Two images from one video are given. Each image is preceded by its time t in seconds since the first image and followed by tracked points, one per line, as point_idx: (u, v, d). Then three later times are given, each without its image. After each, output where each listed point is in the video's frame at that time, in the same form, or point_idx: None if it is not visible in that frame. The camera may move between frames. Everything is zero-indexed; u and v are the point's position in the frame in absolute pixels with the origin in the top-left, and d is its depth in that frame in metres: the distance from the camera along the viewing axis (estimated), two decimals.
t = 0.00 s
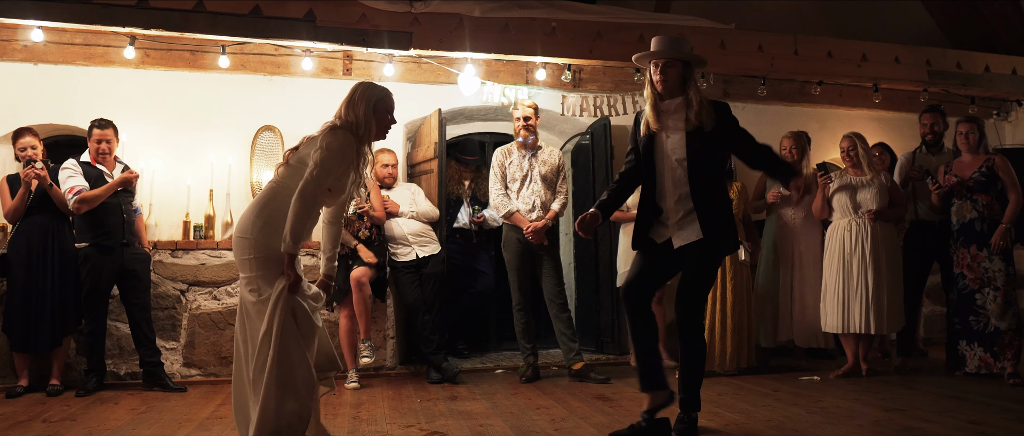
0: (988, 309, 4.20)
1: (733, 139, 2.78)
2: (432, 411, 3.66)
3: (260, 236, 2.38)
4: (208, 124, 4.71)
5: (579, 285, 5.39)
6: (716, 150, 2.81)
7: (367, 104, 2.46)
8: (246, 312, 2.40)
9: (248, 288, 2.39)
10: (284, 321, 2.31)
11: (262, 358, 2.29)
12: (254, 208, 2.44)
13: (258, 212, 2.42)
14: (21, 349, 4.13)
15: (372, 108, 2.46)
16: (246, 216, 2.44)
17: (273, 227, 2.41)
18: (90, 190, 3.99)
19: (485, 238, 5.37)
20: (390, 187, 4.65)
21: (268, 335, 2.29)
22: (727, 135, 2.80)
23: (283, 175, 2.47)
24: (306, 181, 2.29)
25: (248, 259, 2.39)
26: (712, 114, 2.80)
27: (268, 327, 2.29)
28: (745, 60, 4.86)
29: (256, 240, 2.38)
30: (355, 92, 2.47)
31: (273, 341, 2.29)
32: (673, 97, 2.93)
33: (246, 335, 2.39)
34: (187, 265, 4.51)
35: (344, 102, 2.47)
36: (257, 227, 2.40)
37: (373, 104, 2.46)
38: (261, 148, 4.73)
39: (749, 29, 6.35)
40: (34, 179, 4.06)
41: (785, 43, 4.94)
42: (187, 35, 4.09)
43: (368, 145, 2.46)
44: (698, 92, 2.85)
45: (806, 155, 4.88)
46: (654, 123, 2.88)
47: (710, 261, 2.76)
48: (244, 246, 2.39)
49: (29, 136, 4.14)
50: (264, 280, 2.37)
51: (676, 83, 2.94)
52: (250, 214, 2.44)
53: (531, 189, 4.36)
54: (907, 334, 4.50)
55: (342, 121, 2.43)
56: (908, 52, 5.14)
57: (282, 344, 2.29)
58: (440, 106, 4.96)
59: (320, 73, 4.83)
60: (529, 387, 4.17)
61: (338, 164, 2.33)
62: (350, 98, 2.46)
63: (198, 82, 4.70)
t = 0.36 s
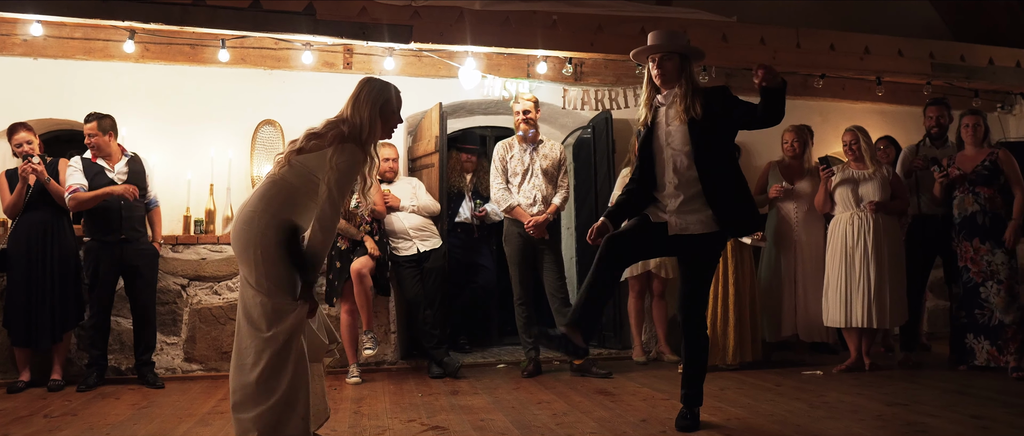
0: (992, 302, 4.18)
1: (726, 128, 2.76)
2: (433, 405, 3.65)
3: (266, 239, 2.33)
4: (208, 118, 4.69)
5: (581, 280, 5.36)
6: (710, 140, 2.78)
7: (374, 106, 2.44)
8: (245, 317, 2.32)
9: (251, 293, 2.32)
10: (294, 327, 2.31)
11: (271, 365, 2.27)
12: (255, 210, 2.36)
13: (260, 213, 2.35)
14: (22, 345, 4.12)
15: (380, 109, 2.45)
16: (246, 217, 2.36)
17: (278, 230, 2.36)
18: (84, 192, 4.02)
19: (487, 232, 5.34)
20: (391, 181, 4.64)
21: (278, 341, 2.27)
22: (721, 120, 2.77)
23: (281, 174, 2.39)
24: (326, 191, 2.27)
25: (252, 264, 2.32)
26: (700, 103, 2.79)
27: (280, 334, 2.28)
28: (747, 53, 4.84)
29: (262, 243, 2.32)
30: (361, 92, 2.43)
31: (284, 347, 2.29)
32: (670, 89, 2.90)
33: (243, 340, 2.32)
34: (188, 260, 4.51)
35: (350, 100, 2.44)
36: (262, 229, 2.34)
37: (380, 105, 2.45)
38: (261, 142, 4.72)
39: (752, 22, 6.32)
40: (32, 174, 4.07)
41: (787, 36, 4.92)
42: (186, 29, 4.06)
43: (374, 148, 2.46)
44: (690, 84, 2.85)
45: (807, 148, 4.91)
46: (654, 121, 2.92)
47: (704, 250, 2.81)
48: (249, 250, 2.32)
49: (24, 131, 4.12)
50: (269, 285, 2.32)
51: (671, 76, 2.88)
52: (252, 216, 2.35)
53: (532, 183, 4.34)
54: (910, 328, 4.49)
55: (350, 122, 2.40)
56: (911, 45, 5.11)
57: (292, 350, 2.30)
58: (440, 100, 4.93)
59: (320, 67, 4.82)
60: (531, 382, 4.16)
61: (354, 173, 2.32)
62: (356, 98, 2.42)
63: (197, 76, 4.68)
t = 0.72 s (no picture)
0: (996, 300, 4.17)
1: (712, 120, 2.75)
2: (436, 404, 3.64)
3: (265, 236, 2.32)
4: (208, 116, 4.68)
5: (583, 279, 5.35)
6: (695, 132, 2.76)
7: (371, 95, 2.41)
8: (245, 316, 2.30)
9: (250, 291, 2.29)
10: (297, 326, 2.29)
11: (274, 365, 2.25)
12: (255, 206, 2.35)
13: (259, 209, 2.34)
14: (23, 343, 4.11)
15: (377, 98, 2.41)
16: (245, 213, 2.35)
17: (277, 225, 2.35)
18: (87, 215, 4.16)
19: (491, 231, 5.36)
20: (392, 180, 4.61)
21: (280, 341, 2.25)
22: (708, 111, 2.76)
23: (280, 170, 2.39)
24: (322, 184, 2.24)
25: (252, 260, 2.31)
26: (688, 95, 2.77)
27: (281, 334, 2.25)
28: (750, 50, 4.82)
29: (261, 239, 2.31)
30: (357, 82, 2.40)
31: (286, 346, 2.27)
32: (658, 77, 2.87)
33: (245, 341, 2.29)
34: (189, 259, 4.49)
35: (347, 90, 2.41)
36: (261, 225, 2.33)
37: (377, 94, 2.41)
38: (263, 140, 4.72)
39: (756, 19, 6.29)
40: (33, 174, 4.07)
41: (791, 33, 4.89)
42: (187, 27, 4.06)
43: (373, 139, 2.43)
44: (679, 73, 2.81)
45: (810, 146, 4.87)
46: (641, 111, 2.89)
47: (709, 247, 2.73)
48: (248, 247, 2.31)
49: (23, 130, 4.11)
50: (269, 282, 2.30)
51: (658, 66, 2.85)
52: (251, 213, 2.34)
53: (534, 181, 4.33)
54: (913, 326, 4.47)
55: (346, 113, 2.37)
56: (915, 42, 5.09)
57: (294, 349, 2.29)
58: (443, 98, 4.93)
59: (322, 65, 4.80)
60: (533, 381, 4.15)
61: (351, 164, 2.29)
62: (352, 88, 2.39)
63: (199, 74, 4.67)
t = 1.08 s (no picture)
0: (1000, 299, 4.14)
1: (677, 142, 2.64)
2: (438, 405, 3.63)
3: (259, 229, 2.30)
4: (209, 117, 4.67)
5: (585, 280, 5.34)
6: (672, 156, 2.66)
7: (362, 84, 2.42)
8: (245, 311, 2.28)
9: (248, 285, 2.28)
10: (298, 318, 2.28)
11: (277, 360, 2.24)
12: (247, 199, 2.33)
13: (252, 202, 2.32)
14: (25, 345, 4.10)
15: (369, 86, 2.42)
16: (237, 207, 2.33)
17: (271, 217, 2.34)
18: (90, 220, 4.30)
19: (492, 232, 5.29)
20: (394, 180, 4.61)
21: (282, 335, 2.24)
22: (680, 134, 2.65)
23: (273, 163, 2.39)
24: (315, 171, 2.23)
25: (247, 253, 2.29)
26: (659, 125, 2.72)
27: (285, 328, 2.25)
28: (753, 50, 4.80)
29: (256, 232, 2.30)
30: (349, 72, 2.42)
31: (290, 340, 2.26)
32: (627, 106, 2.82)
33: (248, 337, 2.28)
34: (190, 260, 4.48)
35: (338, 81, 2.42)
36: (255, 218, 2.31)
37: (368, 82, 2.42)
38: (264, 141, 4.71)
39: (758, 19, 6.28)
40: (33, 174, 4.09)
41: (794, 32, 4.88)
42: (188, 28, 4.04)
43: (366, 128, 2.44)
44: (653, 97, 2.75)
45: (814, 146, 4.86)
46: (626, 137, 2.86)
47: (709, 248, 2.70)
48: (242, 240, 2.29)
49: (24, 131, 4.11)
50: (267, 276, 2.29)
51: (628, 93, 2.78)
52: (243, 206, 2.32)
53: (537, 182, 4.31)
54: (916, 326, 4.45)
55: (338, 102, 2.38)
56: (918, 41, 5.07)
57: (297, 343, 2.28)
58: (445, 99, 4.92)
59: (323, 66, 4.78)
60: (535, 382, 4.14)
61: (343, 151, 2.29)
62: (343, 79, 2.40)
63: (200, 74, 4.65)
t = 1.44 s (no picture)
0: (1001, 300, 4.12)
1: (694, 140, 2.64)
2: (439, 406, 3.61)
3: (260, 226, 2.29)
4: (210, 117, 4.65)
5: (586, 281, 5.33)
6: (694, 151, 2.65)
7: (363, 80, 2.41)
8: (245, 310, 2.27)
9: (249, 283, 2.26)
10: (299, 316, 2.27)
11: (277, 359, 2.23)
12: (247, 196, 2.31)
13: (252, 199, 2.31)
14: (25, 346, 4.08)
15: (370, 83, 2.41)
16: (237, 204, 2.31)
17: (272, 215, 2.32)
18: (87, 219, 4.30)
19: (492, 232, 5.26)
20: (396, 180, 4.60)
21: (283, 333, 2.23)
22: (703, 130, 2.63)
23: (274, 161, 2.37)
24: (318, 167, 2.21)
25: (247, 251, 2.27)
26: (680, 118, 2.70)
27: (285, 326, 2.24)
28: (755, 50, 4.78)
29: (258, 230, 2.28)
30: (349, 69, 2.40)
31: (290, 338, 2.25)
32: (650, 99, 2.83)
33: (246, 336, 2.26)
34: (191, 260, 4.47)
35: (339, 80, 2.41)
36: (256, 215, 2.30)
37: (369, 79, 2.41)
38: (265, 141, 4.69)
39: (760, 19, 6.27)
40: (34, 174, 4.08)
41: (796, 32, 4.86)
42: (189, 28, 4.03)
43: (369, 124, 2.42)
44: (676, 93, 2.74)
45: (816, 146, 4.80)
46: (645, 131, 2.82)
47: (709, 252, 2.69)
48: (243, 238, 2.27)
49: (25, 131, 4.09)
50: (268, 274, 2.28)
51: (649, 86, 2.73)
52: (243, 203, 2.30)
53: (539, 182, 4.30)
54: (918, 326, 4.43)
55: (339, 99, 2.37)
56: (921, 41, 5.05)
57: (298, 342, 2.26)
58: (446, 99, 4.91)
59: (324, 66, 4.77)
60: (537, 383, 4.12)
61: (345, 146, 2.27)
62: (345, 76, 2.39)
63: (200, 74, 4.64)
